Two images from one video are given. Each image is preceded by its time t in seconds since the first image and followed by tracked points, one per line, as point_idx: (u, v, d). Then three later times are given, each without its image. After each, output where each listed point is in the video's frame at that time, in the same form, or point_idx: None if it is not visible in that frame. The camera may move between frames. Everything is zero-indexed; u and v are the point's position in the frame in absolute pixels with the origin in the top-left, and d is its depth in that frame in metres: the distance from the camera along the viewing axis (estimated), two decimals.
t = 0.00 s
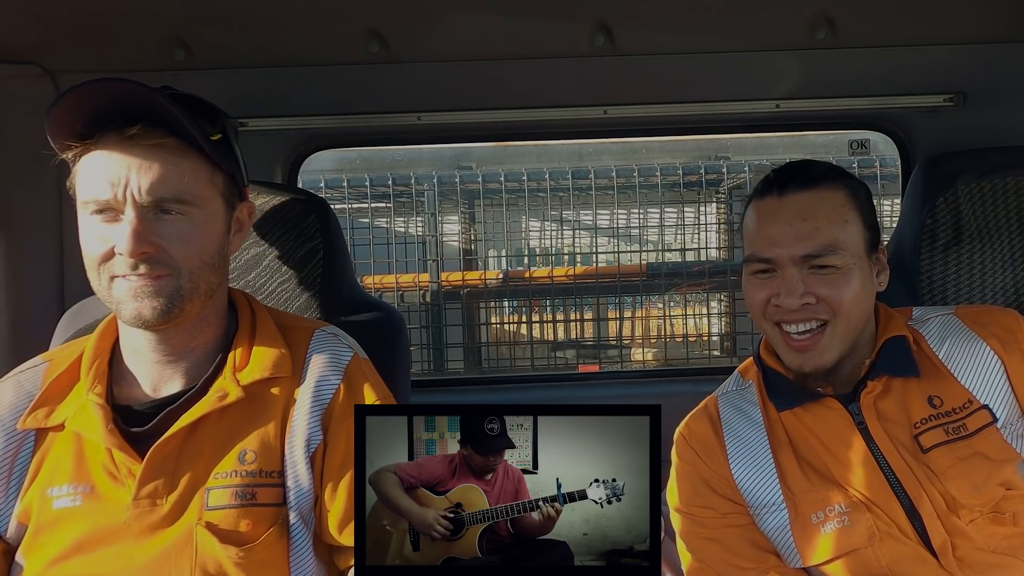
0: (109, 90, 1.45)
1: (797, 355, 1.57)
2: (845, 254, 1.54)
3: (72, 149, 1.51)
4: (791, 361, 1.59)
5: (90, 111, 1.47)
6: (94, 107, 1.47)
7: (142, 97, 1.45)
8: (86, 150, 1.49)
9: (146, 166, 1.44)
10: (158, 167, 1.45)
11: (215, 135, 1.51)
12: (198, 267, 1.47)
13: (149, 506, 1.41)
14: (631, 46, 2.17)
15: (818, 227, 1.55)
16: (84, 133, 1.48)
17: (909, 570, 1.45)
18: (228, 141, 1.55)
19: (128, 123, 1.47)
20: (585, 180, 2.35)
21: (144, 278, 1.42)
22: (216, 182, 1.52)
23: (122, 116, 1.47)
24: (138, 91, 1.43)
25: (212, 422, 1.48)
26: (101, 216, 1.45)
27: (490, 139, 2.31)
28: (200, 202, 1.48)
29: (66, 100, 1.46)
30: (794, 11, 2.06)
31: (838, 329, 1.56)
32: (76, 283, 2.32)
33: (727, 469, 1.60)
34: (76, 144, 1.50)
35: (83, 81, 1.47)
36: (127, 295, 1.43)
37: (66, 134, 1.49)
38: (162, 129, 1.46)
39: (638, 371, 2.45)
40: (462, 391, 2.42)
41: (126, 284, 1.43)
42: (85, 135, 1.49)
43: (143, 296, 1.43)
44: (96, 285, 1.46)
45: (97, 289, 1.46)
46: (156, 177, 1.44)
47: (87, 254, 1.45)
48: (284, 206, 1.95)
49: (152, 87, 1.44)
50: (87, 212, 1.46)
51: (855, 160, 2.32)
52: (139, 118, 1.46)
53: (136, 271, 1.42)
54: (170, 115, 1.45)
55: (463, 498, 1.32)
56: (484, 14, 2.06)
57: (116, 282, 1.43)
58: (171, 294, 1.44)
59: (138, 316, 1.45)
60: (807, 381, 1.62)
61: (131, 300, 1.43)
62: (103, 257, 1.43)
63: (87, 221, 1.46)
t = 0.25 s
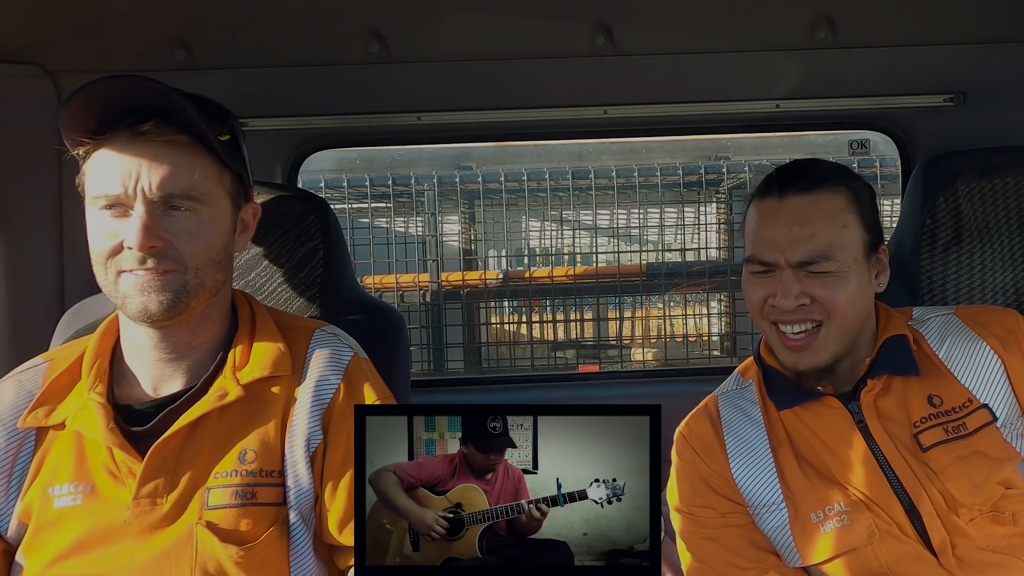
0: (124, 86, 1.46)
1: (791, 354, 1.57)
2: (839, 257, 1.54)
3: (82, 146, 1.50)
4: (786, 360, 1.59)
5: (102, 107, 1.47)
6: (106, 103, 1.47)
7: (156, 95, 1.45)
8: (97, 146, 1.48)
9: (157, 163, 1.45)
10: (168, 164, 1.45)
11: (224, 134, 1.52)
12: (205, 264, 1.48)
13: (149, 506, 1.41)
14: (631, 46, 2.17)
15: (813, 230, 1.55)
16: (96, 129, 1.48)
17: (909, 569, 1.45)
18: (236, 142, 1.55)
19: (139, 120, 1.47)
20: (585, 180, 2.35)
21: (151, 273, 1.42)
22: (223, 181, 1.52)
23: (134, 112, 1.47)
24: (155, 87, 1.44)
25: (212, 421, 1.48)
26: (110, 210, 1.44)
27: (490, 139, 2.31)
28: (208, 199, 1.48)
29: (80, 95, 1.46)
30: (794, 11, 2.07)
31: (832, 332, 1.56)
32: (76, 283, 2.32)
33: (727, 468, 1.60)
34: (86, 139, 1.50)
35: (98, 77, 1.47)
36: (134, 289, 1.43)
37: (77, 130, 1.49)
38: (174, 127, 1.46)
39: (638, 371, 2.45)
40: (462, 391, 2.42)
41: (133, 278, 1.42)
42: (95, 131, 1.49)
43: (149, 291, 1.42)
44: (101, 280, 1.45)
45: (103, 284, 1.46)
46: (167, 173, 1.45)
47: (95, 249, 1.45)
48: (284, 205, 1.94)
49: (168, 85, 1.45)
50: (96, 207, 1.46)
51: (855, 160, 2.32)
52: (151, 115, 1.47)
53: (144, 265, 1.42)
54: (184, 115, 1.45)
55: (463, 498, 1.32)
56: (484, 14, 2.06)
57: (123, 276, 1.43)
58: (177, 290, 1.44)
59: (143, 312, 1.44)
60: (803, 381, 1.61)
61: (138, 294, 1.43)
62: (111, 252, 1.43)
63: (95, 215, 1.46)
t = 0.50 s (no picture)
0: (125, 86, 1.46)
1: (784, 350, 1.57)
2: (835, 255, 1.54)
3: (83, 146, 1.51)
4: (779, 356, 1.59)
5: (103, 106, 1.47)
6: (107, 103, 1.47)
7: (157, 95, 1.45)
8: (98, 146, 1.49)
9: (158, 162, 1.45)
10: (169, 164, 1.45)
11: (225, 135, 1.52)
12: (206, 264, 1.48)
13: (149, 505, 1.41)
14: (631, 46, 2.17)
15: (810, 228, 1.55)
16: (97, 129, 1.48)
17: (909, 567, 1.45)
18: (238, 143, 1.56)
19: (140, 120, 1.47)
20: (585, 180, 2.35)
21: (150, 271, 1.42)
22: (224, 181, 1.52)
23: (136, 112, 1.47)
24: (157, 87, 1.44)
25: (213, 419, 1.48)
26: (111, 211, 1.44)
27: (490, 139, 2.31)
28: (208, 199, 1.48)
29: (81, 95, 1.46)
30: (794, 11, 2.07)
31: (825, 329, 1.56)
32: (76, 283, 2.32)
33: (727, 466, 1.60)
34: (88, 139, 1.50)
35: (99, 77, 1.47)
36: (135, 289, 1.43)
37: (79, 130, 1.49)
38: (175, 127, 1.46)
39: (638, 371, 2.45)
40: (462, 391, 2.42)
41: (133, 278, 1.42)
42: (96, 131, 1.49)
43: (148, 290, 1.42)
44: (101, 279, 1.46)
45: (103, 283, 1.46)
46: (167, 173, 1.45)
47: (96, 249, 1.45)
48: (284, 205, 1.94)
49: (169, 85, 1.45)
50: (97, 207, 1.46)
51: (855, 160, 2.32)
52: (153, 115, 1.47)
53: (144, 265, 1.42)
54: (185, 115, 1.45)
55: (463, 498, 1.32)
56: (484, 14, 2.06)
57: (124, 277, 1.43)
58: (178, 290, 1.44)
59: (142, 310, 1.44)
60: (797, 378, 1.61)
61: (138, 294, 1.43)
62: (111, 252, 1.43)
63: (96, 216, 1.46)
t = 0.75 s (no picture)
0: (121, 87, 1.46)
1: (787, 353, 1.58)
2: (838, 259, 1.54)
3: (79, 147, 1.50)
4: (781, 359, 1.59)
5: (98, 106, 1.47)
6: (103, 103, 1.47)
7: (153, 96, 1.45)
8: (94, 147, 1.49)
9: (154, 163, 1.45)
10: (165, 164, 1.45)
11: (221, 135, 1.51)
12: (203, 266, 1.48)
13: (149, 505, 1.41)
14: (631, 46, 2.17)
15: (813, 232, 1.55)
16: (93, 129, 1.48)
17: (909, 567, 1.45)
18: (234, 142, 1.56)
19: (136, 120, 1.47)
20: (585, 180, 2.35)
21: (150, 275, 1.42)
22: (221, 181, 1.52)
23: (131, 113, 1.47)
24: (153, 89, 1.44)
25: (213, 419, 1.48)
26: (107, 212, 1.45)
27: (490, 139, 2.31)
28: (206, 200, 1.48)
29: (77, 96, 1.46)
30: (794, 11, 2.07)
31: (829, 332, 1.56)
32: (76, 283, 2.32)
33: (727, 466, 1.60)
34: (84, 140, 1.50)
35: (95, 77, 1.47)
36: (131, 291, 1.43)
37: (74, 130, 1.49)
38: (171, 128, 1.46)
39: (638, 371, 2.45)
40: (462, 391, 2.42)
41: (130, 280, 1.42)
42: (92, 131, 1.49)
43: (147, 293, 1.42)
44: (99, 281, 1.46)
45: (99, 285, 1.46)
46: (163, 174, 1.45)
47: (92, 251, 1.45)
48: (284, 205, 1.95)
49: (164, 86, 1.45)
50: (93, 209, 1.46)
51: (855, 160, 2.32)
52: (148, 115, 1.47)
53: (141, 267, 1.42)
54: (181, 115, 1.45)
55: (463, 498, 1.32)
56: (484, 13, 2.06)
57: (121, 279, 1.43)
58: (175, 291, 1.44)
59: (142, 314, 1.44)
60: (798, 382, 1.60)
61: (135, 296, 1.43)
62: (108, 254, 1.43)
63: (92, 217, 1.46)
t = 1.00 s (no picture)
0: (120, 87, 1.45)
1: (790, 354, 1.58)
2: (840, 259, 1.54)
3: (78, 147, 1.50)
4: (785, 360, 1.59)
5: (98, 106, 1.47)
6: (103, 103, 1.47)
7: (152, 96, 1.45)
8: (94, 146, 1.48)
9: (153, 163, 1.45)
10: (165, 164, 1.45)
11: (221, 135, 1.52)
12: (203, 265, 1.48)
13: (149, 505, 1.41)
14: (631, 46, 2.17)
15: (814, 233, 1.55)
16: (93, 129, 1.48)
17: (909, 568, 1.45)
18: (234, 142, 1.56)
19: (136, 120, 1.47)
20: (585, 180, 2.35)
21: (150, 274, 1.42)
22: (221, 181, 1.52)
23: (131, 113, 1.47)
24: (152, 89, 1.44)
25: (213, 419, 1.48)
26: (106, 211, 1.45)
27: (490, 139, 2.31)
28: (206, 199, 1.48)
29: (77, 96, 1.46)
30: (794, 11, 2.07)
31: (832, 333, 1.56)
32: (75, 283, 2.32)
33: (726, 467, 1.60)
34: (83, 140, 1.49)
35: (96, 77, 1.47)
36: (131, 291, 1.43)
37: (74, 130, 1.49)
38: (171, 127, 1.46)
39: (638, 371, 2.45)
40: (462, 391, 2.42)
41: (131, 280, 1.42)
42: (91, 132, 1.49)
43: (147, 292, 1.42)
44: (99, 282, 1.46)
45: (100, 286, 1.46)
46: (163, 174, 1.45)
47: (92, 250, 1.45)
48: (284, 205, 1.95)
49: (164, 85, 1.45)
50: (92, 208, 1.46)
51: (855, 161, 2.32)
52: (148, 115, 1.47)
53: (141, 267, 1.42)
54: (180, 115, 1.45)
55: (463, 498, 1.32)
56: (485, 13, 2.06)
57: (121, 278, 1.43)
58: (175, 291, 1.44)
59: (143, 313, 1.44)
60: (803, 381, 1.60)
61: (135, 296, 1.43)
62: (108, 254, 1.43)
63: (91, 217, 1.46)
